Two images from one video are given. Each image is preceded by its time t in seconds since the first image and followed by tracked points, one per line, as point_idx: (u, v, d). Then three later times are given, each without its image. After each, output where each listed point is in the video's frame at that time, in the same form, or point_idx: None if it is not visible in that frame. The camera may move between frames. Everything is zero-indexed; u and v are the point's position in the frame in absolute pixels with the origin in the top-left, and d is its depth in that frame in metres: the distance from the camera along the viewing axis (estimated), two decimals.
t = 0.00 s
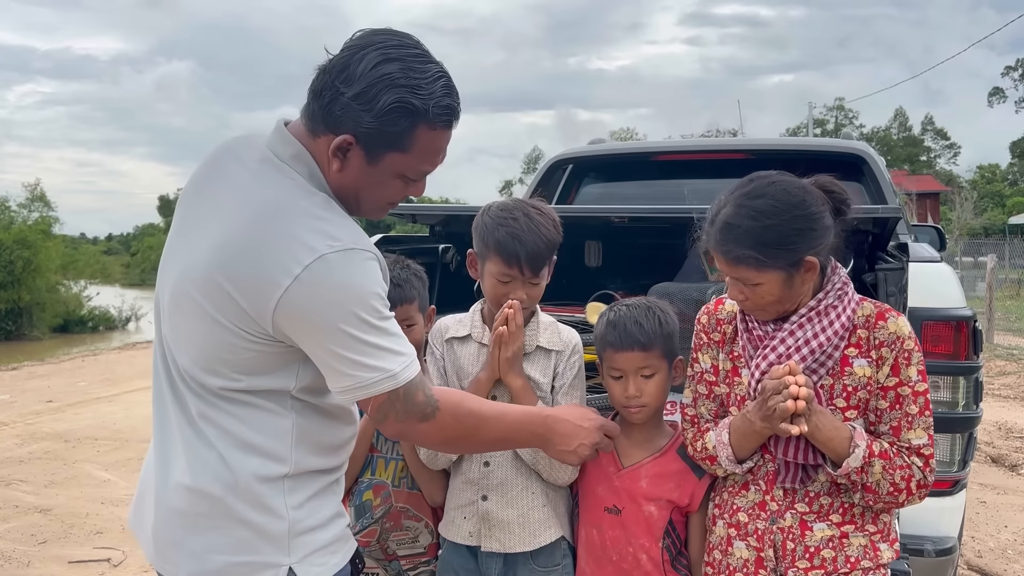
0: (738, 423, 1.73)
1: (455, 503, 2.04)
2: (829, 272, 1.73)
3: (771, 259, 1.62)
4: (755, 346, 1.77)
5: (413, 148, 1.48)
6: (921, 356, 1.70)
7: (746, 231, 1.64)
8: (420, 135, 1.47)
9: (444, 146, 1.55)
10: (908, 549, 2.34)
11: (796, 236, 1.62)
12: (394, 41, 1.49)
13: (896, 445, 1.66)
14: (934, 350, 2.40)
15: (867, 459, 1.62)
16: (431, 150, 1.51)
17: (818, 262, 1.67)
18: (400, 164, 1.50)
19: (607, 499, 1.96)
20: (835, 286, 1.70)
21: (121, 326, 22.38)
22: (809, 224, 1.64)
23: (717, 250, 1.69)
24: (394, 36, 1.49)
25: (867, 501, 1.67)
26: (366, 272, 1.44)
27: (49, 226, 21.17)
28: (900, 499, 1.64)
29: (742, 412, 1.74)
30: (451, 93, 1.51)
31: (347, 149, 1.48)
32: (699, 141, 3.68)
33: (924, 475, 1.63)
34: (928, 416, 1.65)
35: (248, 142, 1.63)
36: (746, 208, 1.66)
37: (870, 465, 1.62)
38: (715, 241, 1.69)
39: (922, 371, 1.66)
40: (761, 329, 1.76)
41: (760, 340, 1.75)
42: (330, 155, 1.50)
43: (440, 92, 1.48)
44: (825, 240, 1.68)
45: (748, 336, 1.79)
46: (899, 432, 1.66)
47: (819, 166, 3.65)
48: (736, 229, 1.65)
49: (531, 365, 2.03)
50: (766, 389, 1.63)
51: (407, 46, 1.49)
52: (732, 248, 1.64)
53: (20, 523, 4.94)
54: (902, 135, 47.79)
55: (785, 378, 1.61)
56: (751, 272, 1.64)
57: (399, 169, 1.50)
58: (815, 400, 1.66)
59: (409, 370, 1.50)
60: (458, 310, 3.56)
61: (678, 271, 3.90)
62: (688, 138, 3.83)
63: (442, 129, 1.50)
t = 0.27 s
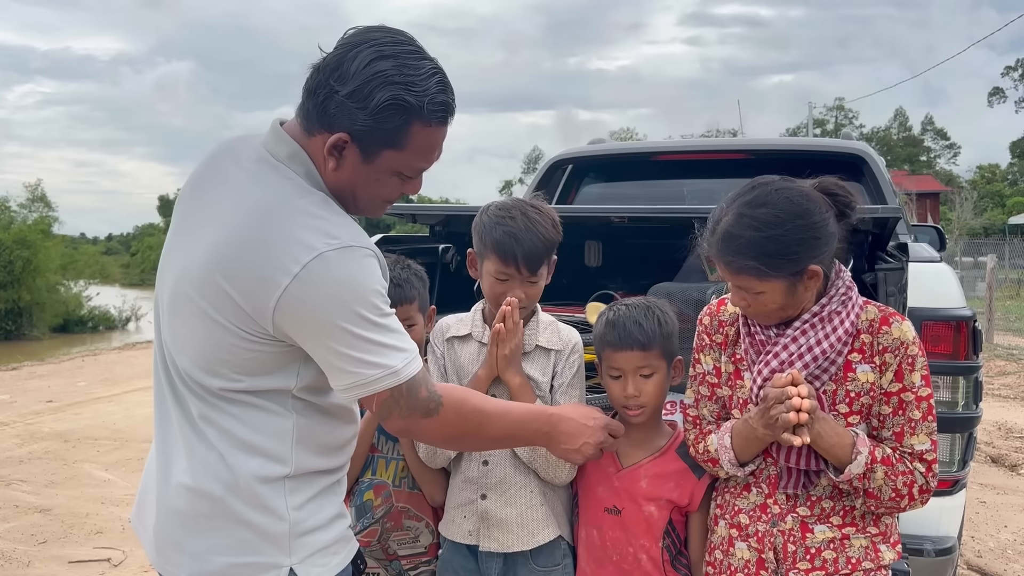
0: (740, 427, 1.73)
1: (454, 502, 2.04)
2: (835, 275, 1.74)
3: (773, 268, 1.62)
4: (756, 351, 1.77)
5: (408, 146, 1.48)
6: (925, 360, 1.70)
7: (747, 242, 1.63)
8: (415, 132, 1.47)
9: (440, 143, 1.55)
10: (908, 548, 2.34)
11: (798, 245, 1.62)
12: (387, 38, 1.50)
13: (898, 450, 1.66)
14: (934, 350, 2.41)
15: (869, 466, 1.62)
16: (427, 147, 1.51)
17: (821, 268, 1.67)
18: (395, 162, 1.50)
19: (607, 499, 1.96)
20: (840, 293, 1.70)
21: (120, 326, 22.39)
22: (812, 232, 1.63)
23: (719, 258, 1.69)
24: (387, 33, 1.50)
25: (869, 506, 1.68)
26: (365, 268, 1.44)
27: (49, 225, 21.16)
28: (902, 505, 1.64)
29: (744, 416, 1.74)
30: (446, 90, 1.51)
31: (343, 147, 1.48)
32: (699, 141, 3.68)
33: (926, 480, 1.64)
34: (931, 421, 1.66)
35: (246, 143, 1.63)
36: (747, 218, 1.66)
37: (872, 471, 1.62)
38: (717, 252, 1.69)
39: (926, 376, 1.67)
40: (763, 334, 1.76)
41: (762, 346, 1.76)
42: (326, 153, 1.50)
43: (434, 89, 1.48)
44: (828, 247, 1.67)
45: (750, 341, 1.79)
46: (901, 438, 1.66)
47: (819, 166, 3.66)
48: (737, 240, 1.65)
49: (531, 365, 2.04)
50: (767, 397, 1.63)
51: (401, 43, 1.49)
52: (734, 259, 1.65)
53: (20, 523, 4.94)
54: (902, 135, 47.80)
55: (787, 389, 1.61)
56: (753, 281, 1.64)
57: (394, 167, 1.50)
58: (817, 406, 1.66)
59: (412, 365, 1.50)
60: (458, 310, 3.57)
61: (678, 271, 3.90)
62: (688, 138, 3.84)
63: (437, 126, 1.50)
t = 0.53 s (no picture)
0: (740, 429, 1.72)
1: (455, 502, 2.04)
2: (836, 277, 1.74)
3: (774, 272, 1.62)
4: (756, 353, 1.77)
5: (403, 144, 1.47)
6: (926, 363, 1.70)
7: (748, 246, 1.63)
8: (410, 130, 1.47)
9: (435, 141, 1.54)
10: (908, 549, 2.33)
11: (799, 249, 1.61)
12: (381, 36, 1.49)
13: (898, 453, 1.66)
14: (934, 350, 2.40)
15: (868, 468, 1.62)
16: (422, 146, 1.50)
17: (823, 271, 1.67)
18: (390, 161, 1.49)
19: (608, 500, 1.96)
20: (840, 294, 1.69)
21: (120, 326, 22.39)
22: (813, 236, 1.63)
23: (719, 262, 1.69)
24: (381, 32, 1.49)
25: (869, 508, 1.68)
26: (363, 266, 1.44)
27: (49, 225, 21.16)
28: (902, 508, 1.64)
29: (744, 418, 1.74)
30: (441, 88, 1.50)
31: (338, 146, 1.48)
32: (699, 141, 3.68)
33: (926, 483, 1.63)
34: (932, 424, 1.66)
35: (242, 142, 1.63)
36: (748, 222, 1.65)
37: (872, 474, 1.62)
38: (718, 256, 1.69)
39: (927, 379, 1.67)
40: (763, 336, 1.76)
41: (762, 347, 1.75)
42: (321, 152, 1.50)
43: (429, 87, 1.48)
44: (828, 250, 1.67)
45: (750, 343, 1.79)
46: (902, 440, 1.66)
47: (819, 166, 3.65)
48: (738, 244, 1.64)
49: (531, 365, 2.03)
50: (767, 400, 1.63)
51: (395, 41, 1.49)
52: (735, 263, 1.64)
53: (20, 524, 4.94)
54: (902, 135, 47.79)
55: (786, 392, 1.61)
56: (754, 285, 1.64)
57: (389, 166, 1.50)
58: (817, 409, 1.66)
59: (411, 363, 1.49)
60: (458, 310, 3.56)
61: (678, 271, 3.90)
62: (688, 138, 3.83)
63: (431, 124, 1.49)
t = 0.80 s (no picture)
0: (738, 430, 1.72)
1: (454, 502, 2.04)
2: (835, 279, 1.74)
3: (771, 275, 1.62)
4: (755, 353, 1.77)
5: (398, 144, 1.47)
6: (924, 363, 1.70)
7: (745, 249, 1.63)
8: (405, 130, 1.47)
9: (431, 142, 1.54)
10: (908, 549, 2.34)
11: (796, 252, 1.62)
12: (376, 36, 1.50)
13: (896, 454, 1.66)
14: (934, 350, 2.40)
15: (866, 469, 1.62)
16: (417, 146, 1.50)
17: (820, 273, 1.67)
18: (385, 161, 1.49)
19: (610, 501, 1.96)
20: (838, 295, 1.69)
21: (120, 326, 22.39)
22: (810, 239, 1.63)
23: (716, 264, 1.69)
24: (377, 32, 1.49)
25: (867, 509, 1.67)
26: (360, 264, 1.44)
27: (49, 225, 21.16)
28: (900, 508, 1.64)
29: (742, 419, 1.74)
30: (436, 88, 1.50)
31: (333, 146, 1.48)
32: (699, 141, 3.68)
33: (924, 484, 1.63)
34: (929, 424, 1.65)
35: (236, 142, 1.63)
36: (744, 225, 1.66)
37: (869, 475, 1.62)
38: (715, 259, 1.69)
39: (925, 379, 1.66)
40: (761, 337, 1.76)
41: (761, 348, 1.76)
42: (315, 152, 1.50)
43: (424, 87, 1.48)
44: (825, 252, 1.67)
45: (749, 344, 1.79)
46: (899, 441, 1.66)
47: (819, 166, 3.65)
48: (735, 247, 1.64)
49: (531, 365, 2.04)
50: (765, 402, 1.64)
51: (390, 41, 1.49)
52: (732, 266, 1.64)
53: (20, 523, 4.94)
54: (902, 135, 47.79)
55: (784, 393, 1.61)
56: (751, 287, 1.64)
57: (384, 166, 1.50)
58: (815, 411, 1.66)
59: (409, 360, 1.50)
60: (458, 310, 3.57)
61: (678, 271, 3.90)
62: (688, 138, 3.83)
63: (427, 124, 1.49)
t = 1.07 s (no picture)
0: (737, 429, 1.73)
1: (454, 503, 2.05)
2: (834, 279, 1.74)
3: (771, 276, 1.62)
4: (754, 354, 1.77)
5: (394, 143, 1.48)
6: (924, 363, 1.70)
7: (744, 250, 1.63)
8: (400, 129, 1.47)
9: (426, 141, 1.54)
10: (908, 549, 2.34)
11: (795, 253, 1.62)
12: (372, 35, 1.50)
13: (895, 454, 1.66)
14: (934, 350, 2.40)
15: (865, 469, 1.62)
16: (412, 146, 1.50)
17: (819, 274, 1.67)
18: (381, 160, 1.50)
19: (611, 501, 1.96)
20: (837, 295, 1.69)
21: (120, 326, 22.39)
22: (809, 239, 1.64)
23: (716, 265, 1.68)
24: (372, 31, 1.50)
25: (866, 509, 1.67)
26: (355, 263, 1.44)
27: (48, 225, 21.16)
28: (898, 508, 1.64)
29: (740, 418, 1.75)
30: (431, 87, 1.50)
31: (328, 145, 1.48)
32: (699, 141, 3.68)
33: (922, 484, 1.63)
34: (928, 424, 1.65)
35: (230, 142, 1.63)
36: (744, 225, 1.66)
37: (867, 475, 1.62)
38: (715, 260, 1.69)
39: (924, 379, 1.66)
40: (761, 337, 1.76)
41: (760, 348, 1.76)
42: (311, 152, 1.50)
43: (419, 86, 1.48)
44: (824, 253, 1.67)
45: (748, 343, 1.79)
46: (899, 441, 1.66)
47: (819, 166, 3.65)
48: (735, 247, 1.64)
49: (530, 367, 2.04)
50: (764, 402, 1.64)
51: (386, 40, 1.49)
52: (732, 266, 1.64)
53: (20, 523, 4.94)
54: (902, 135, 47.79)
55: (782, 393, 1.61)
56: (750, 288, 1.64)
57: (380, 165, 1.50)
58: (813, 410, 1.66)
59: (407, 358, 1.50)
60: (458, 310, 3.57)
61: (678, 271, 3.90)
62: (688, 138, 3.83)
63: (422, 123, 1.49)
